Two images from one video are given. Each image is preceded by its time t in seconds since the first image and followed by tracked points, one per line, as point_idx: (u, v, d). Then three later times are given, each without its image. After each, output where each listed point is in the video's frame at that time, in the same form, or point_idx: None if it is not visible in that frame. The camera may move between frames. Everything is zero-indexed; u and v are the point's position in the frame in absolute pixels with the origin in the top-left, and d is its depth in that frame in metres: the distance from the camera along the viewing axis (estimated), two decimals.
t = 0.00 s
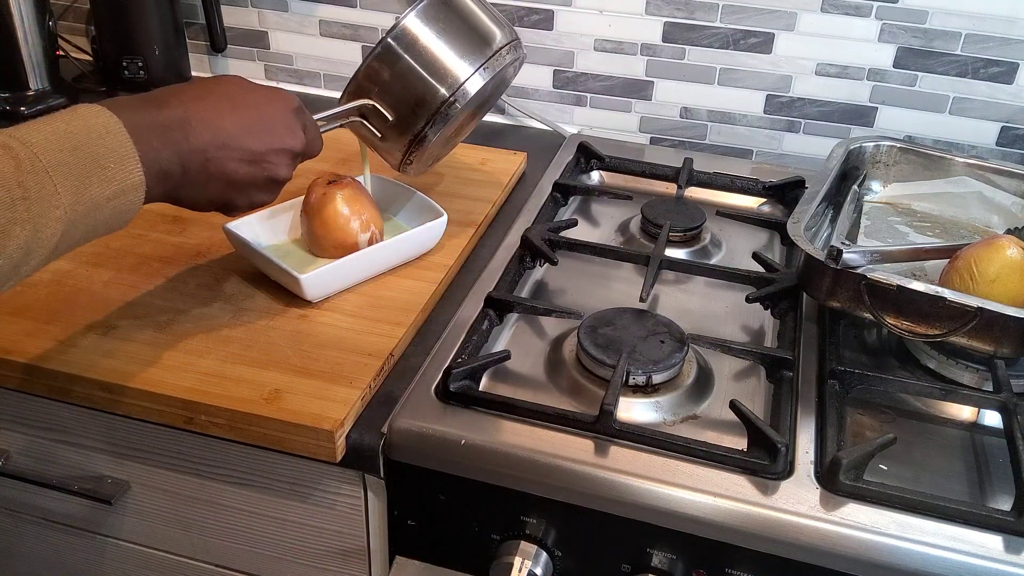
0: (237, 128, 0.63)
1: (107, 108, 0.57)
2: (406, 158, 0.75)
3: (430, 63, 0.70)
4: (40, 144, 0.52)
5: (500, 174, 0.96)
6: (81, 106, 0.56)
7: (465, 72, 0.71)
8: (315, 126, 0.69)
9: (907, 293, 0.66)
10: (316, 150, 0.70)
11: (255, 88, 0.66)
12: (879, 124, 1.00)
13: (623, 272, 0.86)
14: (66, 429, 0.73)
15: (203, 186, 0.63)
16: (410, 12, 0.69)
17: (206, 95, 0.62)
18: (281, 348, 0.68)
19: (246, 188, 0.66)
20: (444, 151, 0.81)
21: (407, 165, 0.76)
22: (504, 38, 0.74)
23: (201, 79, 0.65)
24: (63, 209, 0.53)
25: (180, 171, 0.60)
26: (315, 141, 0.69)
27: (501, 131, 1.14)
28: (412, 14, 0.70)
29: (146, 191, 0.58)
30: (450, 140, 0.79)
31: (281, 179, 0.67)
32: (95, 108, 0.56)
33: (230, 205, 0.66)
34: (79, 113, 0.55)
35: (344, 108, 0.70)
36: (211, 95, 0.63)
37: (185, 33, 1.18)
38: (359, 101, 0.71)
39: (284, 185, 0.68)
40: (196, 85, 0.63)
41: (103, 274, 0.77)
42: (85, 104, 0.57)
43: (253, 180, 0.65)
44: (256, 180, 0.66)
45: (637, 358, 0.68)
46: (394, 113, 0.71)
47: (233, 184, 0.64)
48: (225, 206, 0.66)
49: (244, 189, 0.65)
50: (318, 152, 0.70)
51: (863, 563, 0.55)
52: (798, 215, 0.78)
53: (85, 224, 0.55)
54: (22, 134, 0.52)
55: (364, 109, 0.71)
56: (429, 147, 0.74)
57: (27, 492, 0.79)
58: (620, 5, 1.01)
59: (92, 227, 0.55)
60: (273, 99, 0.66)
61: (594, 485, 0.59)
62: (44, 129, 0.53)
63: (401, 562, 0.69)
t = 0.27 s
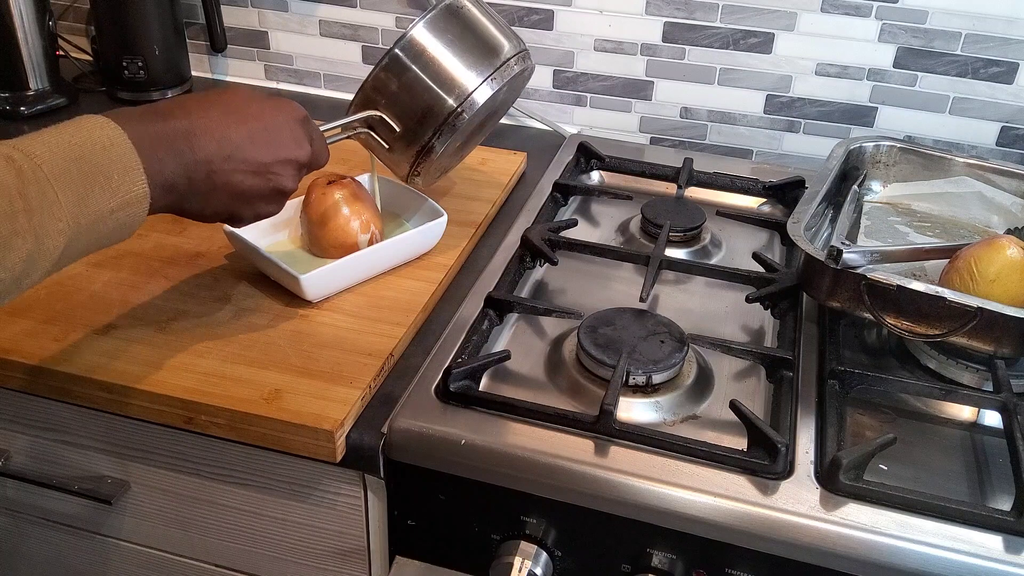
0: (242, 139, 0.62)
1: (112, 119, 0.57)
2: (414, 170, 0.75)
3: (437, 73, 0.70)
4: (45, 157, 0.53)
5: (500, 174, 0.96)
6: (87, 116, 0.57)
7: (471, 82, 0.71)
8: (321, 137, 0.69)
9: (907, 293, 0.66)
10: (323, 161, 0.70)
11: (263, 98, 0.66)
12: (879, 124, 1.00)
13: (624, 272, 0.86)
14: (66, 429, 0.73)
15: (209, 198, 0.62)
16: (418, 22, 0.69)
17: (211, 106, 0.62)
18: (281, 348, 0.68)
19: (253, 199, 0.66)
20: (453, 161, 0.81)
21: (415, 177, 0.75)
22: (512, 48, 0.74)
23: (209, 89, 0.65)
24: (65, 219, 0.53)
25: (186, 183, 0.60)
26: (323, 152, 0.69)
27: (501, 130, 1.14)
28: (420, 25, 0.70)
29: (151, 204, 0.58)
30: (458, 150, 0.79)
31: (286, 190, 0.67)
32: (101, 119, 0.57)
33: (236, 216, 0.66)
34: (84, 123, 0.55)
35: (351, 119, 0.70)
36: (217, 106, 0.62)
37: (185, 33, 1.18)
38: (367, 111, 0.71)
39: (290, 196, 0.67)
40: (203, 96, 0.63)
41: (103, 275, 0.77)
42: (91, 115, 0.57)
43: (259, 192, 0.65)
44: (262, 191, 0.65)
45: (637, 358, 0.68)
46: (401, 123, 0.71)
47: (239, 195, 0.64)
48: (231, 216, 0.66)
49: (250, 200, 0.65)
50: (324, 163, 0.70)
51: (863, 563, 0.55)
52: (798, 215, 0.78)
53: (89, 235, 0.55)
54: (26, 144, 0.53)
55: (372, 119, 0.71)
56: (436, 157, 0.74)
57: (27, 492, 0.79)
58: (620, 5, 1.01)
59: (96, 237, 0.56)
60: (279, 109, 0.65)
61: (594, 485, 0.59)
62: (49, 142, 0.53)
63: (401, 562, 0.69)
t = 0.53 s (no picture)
0: (261, 152, 0.62)
1: (141, 136, 0.57)
2: (421, 180, 0.74)
3: (447, 83, 0.70)
4: (73, 175, 0.52)
5: (500, 174, 0.96)
6: (112, 133, 0.56)
7: (481, 92, 0.71)
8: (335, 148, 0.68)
9: (907, 293, 0.66)
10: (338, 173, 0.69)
11: (279, 110, 0.65)
12: (879, 124, 1.00)
13: (624, 272, 0.86)
14: (66, 429, 0.73)
15: (227, 212, 0.62)
16: (427, 32, 0.69)
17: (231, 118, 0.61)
18: (281, 348, 0.68)
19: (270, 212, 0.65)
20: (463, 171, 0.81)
21: (424, 186, 0.75)
22: (521, 58, 0.74)
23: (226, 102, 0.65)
24: (97, 240, 0.52)
25: (206, 196, 0.59)
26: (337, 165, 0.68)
27: (501, 130, 1.14)
28: (428, 34, 0.70)
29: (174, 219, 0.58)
30: (468, 160, 0.79)
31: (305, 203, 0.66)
32: (125, 135, 0.56)
33: (254, 229, 0.65)
34: (110, 142, 0.55)
35: (361, 128, 0.70)
36: (236, 119, 0.62)
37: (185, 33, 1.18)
38: (377, 120, 0.70)
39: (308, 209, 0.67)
40: (222, 107, 0.63)
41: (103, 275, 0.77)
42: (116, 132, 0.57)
43: (277, 204, 0.64)
44: (281, 205, 0.64)
45: (637, 358, 0.68)
46: (411, 132, 0.71)
47: (258, 208, 0.63)
48: (249, 230, 0.65)
49: (268, 213, 0.64)
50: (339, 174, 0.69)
51: (863, 563, 0.55)
52: (798, 215, 0.78)
53: (119, 254, 0.54)
54: (55, 165, 0.52)
55: (382, 127, 0.71)
56: (446, 166, 0.74)
57: (27, 492, 0.79)
58: (620, 5, 1.01)
59: (125, 256, 0.55)
60: (297, 121, 0.65)
61: (594, 485, 0.59)
62: (76, 160, 0.53)
63: (401, 562, 0.69)
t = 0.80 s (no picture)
0: (295, 177, 0.62)
1: (184, 166, 0.56)
2: (439, 200, 0.72)
3: (463, 105, 0.67)
4: (124, 208, 0.51)
5: (500, 174, 0.96)
6: (151, 163, 0.55)
7: (497, 114, 0.68)
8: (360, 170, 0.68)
9: (907, 293, 0.66)
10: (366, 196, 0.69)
11: (310, 131, 0.65)
12: (879, 124, 1.00)
13: (624, 272, 0.86)
14: (66, 429, 0.73)
15: (262, 237, 0.62)
16: (442, 55, 0.66)
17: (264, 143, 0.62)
18: (281, 348, 0.68)
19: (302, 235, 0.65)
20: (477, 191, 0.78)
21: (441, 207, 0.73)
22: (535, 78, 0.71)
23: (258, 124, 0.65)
24: (150, 272, 0.52)
25: (241, 221, 0.60)
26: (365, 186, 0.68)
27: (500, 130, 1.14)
28: (444, 57, 0.67)
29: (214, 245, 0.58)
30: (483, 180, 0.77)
31: (336, 226, 0.66)
32: (165, 164, 0.55)
33: (286, 252, 0.66)
34: (154, 171, 0.54)
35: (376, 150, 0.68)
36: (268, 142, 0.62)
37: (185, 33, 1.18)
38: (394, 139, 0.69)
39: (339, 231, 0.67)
40: (251, 132, 0.63)
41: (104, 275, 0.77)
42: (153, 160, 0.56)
43: (310, 228, 0.64)
44: (313, 228, 0.65)
45: (637, 358, 0.68)
46: (429, 153, 0.69)
47: (291, 231, 0.63)
48: (281, 252, 0.65)
49: (301, 237, 0.65)
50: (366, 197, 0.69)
51: (863, 563, 0.55)
52: (798, 216, 0.78)
53: (167, 283, 0.54)
54: (105, 198, 0.51)
55: (400, 147, 0.69)
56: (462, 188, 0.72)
57: (27, 492, 0.79)
58: (620, 5, 1.01)
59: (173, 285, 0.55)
60: (326, 142, 0.65)
61: (594, 485, 0.59)
62: (124, 192, 0.52)
63: (401, 562, 0.69)
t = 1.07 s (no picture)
0: (319, 192, 0.62)
1: (207, 181, 0.57)
2: (450, 213, 0.72)
3: (477, 121, 0.67)
4: (157, 227, 0.52)
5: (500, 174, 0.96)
6: (178, 179, 0.56)
7: (511, 130, 0.68)
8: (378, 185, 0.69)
9: (907, 293, 0.66)
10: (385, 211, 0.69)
11: (330, 148, 0.65)
12: (879, 124, 1.00)
13: (624, 272, 0.86)
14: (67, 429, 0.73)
15: (284, 252, 0.62)
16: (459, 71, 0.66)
17: (288, 158, 0.62)
18: (281, 348, 0.68)
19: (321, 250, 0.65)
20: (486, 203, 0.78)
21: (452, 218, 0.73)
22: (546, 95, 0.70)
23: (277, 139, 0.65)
24: (182, 290, 0.53)
25: (265, 236, 0.60)
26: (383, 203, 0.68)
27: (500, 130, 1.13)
28: (460, 73, 0.67)
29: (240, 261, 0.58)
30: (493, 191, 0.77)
31: (355, 241, 0.66)
32: (193, 181, 0.56)
33: (305, 267, 0.66)
34: (179, 187, 0.55)
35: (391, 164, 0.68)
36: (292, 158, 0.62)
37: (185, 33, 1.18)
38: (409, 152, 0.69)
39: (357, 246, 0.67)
40: (275, 146, 0.63)
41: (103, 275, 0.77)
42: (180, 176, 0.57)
43: (331, 243, 0.65)
44: (333, 243, 0.65)
45: (637, 358, 0.68)
46: (442, 166, 0.69)
47: (313, 246, 0.64)
48: (301, 267, 0.65)
49: (320, 251, 0.65)
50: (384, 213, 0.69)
51: (863, 563, 0.55)
52: (798, 215, 0.78)
53: (195, 300, 0.55)
54: (138, 216, 0.52)
55: (413, 160, 0.69)
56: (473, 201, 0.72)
57: (27, 492, 0.79)
58: (620, 5, 1.01)
59: (199, 300, 0.56)
60: (348, 159, 0.65)
61: (594, 485, 0.59)
62: (156, 211, 0.53)
63: (401, 562, 0.69)
